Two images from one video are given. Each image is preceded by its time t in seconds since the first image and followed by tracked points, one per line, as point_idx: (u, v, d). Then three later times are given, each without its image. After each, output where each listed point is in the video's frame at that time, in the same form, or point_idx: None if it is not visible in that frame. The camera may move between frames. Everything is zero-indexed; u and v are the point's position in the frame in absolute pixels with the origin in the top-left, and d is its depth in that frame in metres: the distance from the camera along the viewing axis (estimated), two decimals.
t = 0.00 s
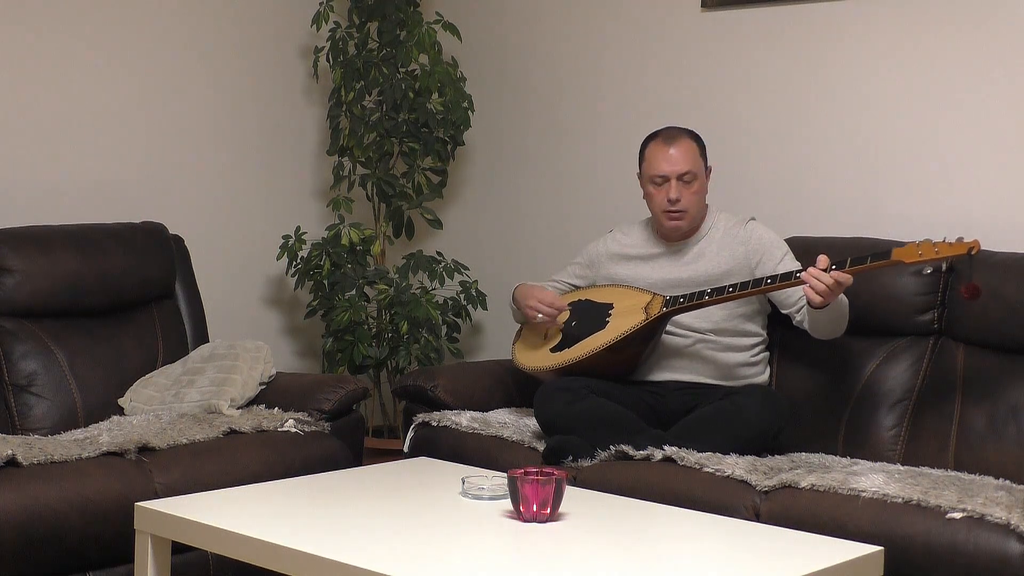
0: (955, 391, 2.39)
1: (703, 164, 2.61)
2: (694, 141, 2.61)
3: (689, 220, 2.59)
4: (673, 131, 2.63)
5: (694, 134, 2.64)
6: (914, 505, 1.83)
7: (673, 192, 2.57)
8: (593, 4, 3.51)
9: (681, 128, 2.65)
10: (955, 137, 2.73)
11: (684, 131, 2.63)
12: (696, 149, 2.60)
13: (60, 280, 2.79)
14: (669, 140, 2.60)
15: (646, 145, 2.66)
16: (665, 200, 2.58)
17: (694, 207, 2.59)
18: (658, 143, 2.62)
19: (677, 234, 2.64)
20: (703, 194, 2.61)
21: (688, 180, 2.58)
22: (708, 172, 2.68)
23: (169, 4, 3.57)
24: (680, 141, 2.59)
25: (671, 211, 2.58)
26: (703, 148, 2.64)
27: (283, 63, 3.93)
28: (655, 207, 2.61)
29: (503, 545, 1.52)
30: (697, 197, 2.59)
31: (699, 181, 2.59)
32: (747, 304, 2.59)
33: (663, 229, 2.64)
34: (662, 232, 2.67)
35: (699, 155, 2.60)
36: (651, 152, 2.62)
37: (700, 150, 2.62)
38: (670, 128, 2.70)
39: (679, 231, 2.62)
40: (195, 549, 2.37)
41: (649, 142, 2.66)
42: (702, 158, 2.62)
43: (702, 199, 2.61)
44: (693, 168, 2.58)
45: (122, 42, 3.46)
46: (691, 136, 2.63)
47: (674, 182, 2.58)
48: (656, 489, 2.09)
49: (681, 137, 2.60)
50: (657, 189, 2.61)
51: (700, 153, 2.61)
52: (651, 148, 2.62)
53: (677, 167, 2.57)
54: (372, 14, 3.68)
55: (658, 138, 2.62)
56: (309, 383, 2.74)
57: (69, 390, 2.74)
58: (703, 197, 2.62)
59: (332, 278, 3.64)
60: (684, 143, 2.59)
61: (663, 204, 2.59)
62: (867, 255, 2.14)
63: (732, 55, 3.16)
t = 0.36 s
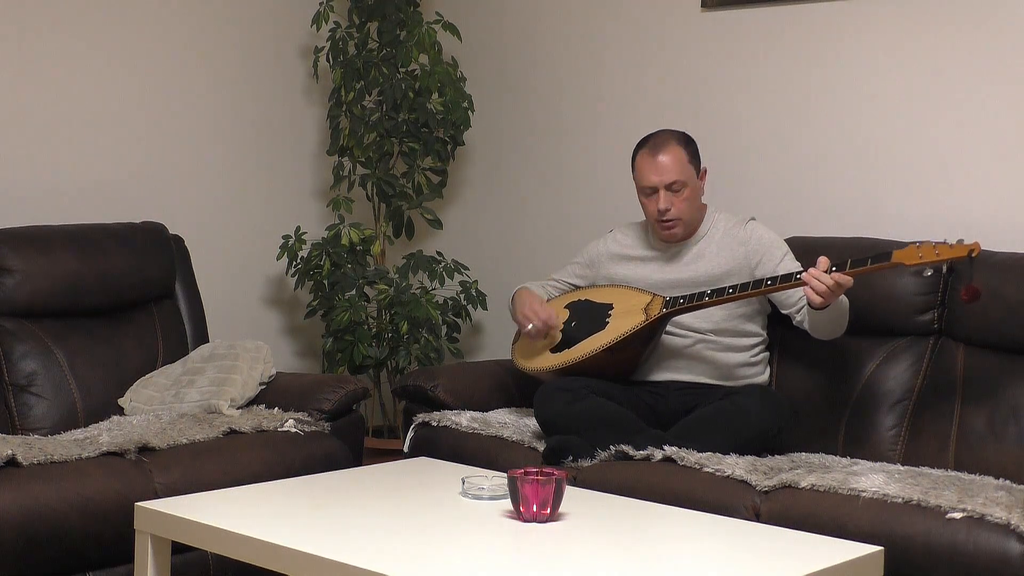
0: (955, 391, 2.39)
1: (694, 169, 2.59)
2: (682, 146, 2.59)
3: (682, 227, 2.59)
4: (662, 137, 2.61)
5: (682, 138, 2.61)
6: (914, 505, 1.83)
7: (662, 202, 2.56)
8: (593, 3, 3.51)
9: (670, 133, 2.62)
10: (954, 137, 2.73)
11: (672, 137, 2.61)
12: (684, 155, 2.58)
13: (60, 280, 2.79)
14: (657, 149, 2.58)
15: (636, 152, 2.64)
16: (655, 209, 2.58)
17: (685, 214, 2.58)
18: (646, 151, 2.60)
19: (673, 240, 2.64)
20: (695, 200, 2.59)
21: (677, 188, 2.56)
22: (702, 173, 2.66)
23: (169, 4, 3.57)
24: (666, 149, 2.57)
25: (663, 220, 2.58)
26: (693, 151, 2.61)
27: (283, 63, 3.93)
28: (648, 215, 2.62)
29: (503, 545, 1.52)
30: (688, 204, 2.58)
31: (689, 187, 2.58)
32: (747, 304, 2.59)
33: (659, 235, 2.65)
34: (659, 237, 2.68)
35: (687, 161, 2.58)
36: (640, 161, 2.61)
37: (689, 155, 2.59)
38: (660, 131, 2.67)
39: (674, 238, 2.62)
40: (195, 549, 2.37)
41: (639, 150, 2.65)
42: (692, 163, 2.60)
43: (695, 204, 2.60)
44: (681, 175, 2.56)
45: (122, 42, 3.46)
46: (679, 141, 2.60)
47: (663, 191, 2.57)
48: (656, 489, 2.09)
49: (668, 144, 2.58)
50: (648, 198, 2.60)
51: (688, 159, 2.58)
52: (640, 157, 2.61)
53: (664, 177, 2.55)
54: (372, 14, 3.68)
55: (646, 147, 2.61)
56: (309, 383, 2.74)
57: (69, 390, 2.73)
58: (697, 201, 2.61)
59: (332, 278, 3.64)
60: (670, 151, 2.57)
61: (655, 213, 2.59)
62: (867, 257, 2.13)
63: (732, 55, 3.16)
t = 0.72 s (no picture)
0: (955, 391, 2.39)
1: (679, 179, 2.55)
2: (665, 157, 2.55)
3: (670, 237, 2.58)
4: (646, 148, 2.57)
5: (666, 148, 2.57)
6: (914, 505, 1.83)
7: (648, 216, 2.54)
8: (593, 4, 3.51)
9: (656, 141, 2.58)
10: (954, 137, 2.73)
11: (656, 147, 2.56)
12: (667, 167, 2.53)
13: (60, 280, 2.79)
14: (640, 162, 2.55)
15: (624, 161, 2.62)
16: (642, 222, 2.58)
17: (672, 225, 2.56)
18: (631, 164, 2.57)
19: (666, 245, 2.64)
20: (682, 210, 2.56)
21: (663, 201, 2.54)
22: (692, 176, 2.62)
23: (169, 4, 3.57)
24: (649, 162, 2.54)
25: (650, 232, 2.58)
26: (678, 159, 2.57)
27: (283, 63, 3.93)
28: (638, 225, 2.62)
29: (503, 545, 1.52)
30: (674, 216, 2.56)
31: (675, 199, 2.55)
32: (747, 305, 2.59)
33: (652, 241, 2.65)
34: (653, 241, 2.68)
35: (671, 173, 2.54)
36: (625, 173, 2.59)
37: (674, 165, 2.55)
38: (646, 139, 2.62)
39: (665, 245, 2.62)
40: (195, 549, 2.37)
41: (625, 160, 2.62)
42: (677, 172, 2.55)
43: (684, 212, 2.57)
44: (663, 189, 2.53)
45: (122, 42, 3.46)
46: (662, 152, 2.56)
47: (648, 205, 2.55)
48: (656, 489, 2.09)
49: (651, 156, 2.54)
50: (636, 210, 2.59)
51: (673, 169, 2.54)
52: (625, 168, 2.59)
53: (648, 192, 2.53)
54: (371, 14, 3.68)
55: (631, 158, 2.58)
56: (309, 383, 2.74)
57: (69, 390, 2.74)
58: (685, 209, 2.58)
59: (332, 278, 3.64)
60: (652, 164, 2.53)
61: (642, 226, 2.58)
62: (874, 268, 2.12)
63: (732, 55, 3.17)
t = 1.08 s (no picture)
0: (956, 391, 2.39)
1: (669, 193, 2.53)
2: (653, 174, 2.51)
3: (663, 246, 2.60)
4: (636, 161, 2.54)
5: (654, 163, 2.53)
6: (914, 505, 1.83)
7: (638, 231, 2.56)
8: (594, 3, 3.51)
9: (646, 155, 2.54)
10: (954, 137, 2.73)
11: (644, 163, 2.53)
12: (655, 184, 2.51)
13: (60, 280, 2.79)
14: (629, 178, 2.53)
15: (617, 170, 2.59)
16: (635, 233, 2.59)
17: (664, 237, 2.57)
18: (620, 178, 2.56)
19: (661, 249, 2.66)
20: (673, 222, 2.56)
21: (652, 217, 2.54)
22: (685, 183, 2.59)
23: (170, 3, 3.58)
24: (636, 180, 2.51)
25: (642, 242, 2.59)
26: (668, 173, 2.53)
27: (283, 63, 3.93)
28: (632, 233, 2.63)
29: (503, 544, 1.52)
30: (665, 229, 2.56)
31: (665, 213, 2.54)
32: (746, 305, 2.59)
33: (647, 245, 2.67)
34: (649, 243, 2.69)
35: (659, 190, 2.51)
36: (617, 185, 2.57)
37: (664, 180, 2.52)
38: (637, 147, 2.58)
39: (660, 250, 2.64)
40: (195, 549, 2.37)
41: (617, 170, 2.60)
42: (666, 186, 2.53)
43: (675, 223, 2.57)
44: (652, 207, 2.52)
45: (122, 42, 3.46)
46: (650, 168, 2.52)
47: (638, 220, 2.55)
48: (656, 489, 2.09)
49: (639, 173, 2.52)
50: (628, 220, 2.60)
51: (661, 185, 2.52)
52: (616, 181, 2.57)
53: (636, 210, 2.52)
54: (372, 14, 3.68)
55: (622, 172, 2.56)
56: (309, 383, 2.74)
57: (69, 390, 2.74)
58: (677, 220, 2.57)
59: (333, 278, 3.64)
60: (640, 182, 2.51)
61: (635, 237, 2.60)
62: (869, 257, 2.14)
63: (731, 55, 3.17)
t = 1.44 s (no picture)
0: (956, 391, 2.39)
1: (666, 194, 2.53)
2: (649, 175, 2.51)
3: (662, 246, 2.60)
4: (634, 162, 2.55)
5: (652, 164, 2.53)
6: (913, 505, 1.83)
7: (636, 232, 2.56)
8: (594, 3, 3.51)
9: (643, 155, 2.54)
10: (954, 137, 2.73)
11: (641, 164, 2.53)
12: (652, 185, 2.51)
13: (60, 280, 2.79)
14: (626, 180, 2.53)
15: (615, 172, 2.60)
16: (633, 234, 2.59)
17: (661, 237, 2.57)
18: (618, 179, 2.56)
19: (660, 250, 2.66)
20: (671, 222, 2.56)
21: (649, 218, 2.54)
22: (683, 184, 2.59)
23: (170, 3, 3.58)
24: (633, 181, 2.52)
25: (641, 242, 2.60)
26: (665, 174, 2.53)
27: (283, 63, 3.93)
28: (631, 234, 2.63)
29: (504, 544, 1.52)
30: (662, 229, 2.56)
31: (662, 214, 2.54)
32: (746, 305, 2.59)
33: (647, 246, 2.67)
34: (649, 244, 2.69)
35: (656, 191, 2.51)
36: (615, 186, 2.58)
37: (661, 181, 2.52)
38: (635, 148, 2.58)
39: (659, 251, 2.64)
40: (195, 549, 2.37)
41: (616, 171, 2.60)
42: (663, 187, 2.52)
43: (673, 224, 2.57)
44: (649, 208, 2.52)
45: (122, 42, 3.46)
46: (646, 169, 2.52)
47: (636, 221, 2.56)
48: (657, 489, 2.09)
49: (636, 174, 2.52)
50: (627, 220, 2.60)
51: (658, 187, 2.51)
52: (614, 182, 2.58)
53: (633, 211, 2.53)
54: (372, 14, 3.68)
55: (619, 173, 2.56)
56: (309, 383, 2.74)
57: (69, 390, 2.74)
58: (675, 221, 2.57)
59: (333, 278, 3.64)
60: (636, 184, 2.51)
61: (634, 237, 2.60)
62: (872, 263, 2.13)
63: (732, 54, 3.16)
